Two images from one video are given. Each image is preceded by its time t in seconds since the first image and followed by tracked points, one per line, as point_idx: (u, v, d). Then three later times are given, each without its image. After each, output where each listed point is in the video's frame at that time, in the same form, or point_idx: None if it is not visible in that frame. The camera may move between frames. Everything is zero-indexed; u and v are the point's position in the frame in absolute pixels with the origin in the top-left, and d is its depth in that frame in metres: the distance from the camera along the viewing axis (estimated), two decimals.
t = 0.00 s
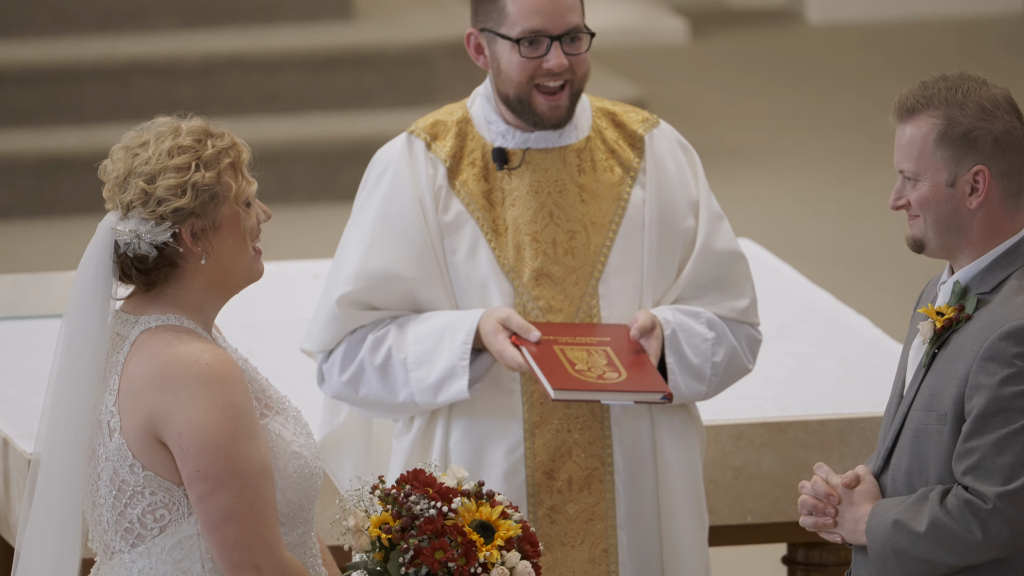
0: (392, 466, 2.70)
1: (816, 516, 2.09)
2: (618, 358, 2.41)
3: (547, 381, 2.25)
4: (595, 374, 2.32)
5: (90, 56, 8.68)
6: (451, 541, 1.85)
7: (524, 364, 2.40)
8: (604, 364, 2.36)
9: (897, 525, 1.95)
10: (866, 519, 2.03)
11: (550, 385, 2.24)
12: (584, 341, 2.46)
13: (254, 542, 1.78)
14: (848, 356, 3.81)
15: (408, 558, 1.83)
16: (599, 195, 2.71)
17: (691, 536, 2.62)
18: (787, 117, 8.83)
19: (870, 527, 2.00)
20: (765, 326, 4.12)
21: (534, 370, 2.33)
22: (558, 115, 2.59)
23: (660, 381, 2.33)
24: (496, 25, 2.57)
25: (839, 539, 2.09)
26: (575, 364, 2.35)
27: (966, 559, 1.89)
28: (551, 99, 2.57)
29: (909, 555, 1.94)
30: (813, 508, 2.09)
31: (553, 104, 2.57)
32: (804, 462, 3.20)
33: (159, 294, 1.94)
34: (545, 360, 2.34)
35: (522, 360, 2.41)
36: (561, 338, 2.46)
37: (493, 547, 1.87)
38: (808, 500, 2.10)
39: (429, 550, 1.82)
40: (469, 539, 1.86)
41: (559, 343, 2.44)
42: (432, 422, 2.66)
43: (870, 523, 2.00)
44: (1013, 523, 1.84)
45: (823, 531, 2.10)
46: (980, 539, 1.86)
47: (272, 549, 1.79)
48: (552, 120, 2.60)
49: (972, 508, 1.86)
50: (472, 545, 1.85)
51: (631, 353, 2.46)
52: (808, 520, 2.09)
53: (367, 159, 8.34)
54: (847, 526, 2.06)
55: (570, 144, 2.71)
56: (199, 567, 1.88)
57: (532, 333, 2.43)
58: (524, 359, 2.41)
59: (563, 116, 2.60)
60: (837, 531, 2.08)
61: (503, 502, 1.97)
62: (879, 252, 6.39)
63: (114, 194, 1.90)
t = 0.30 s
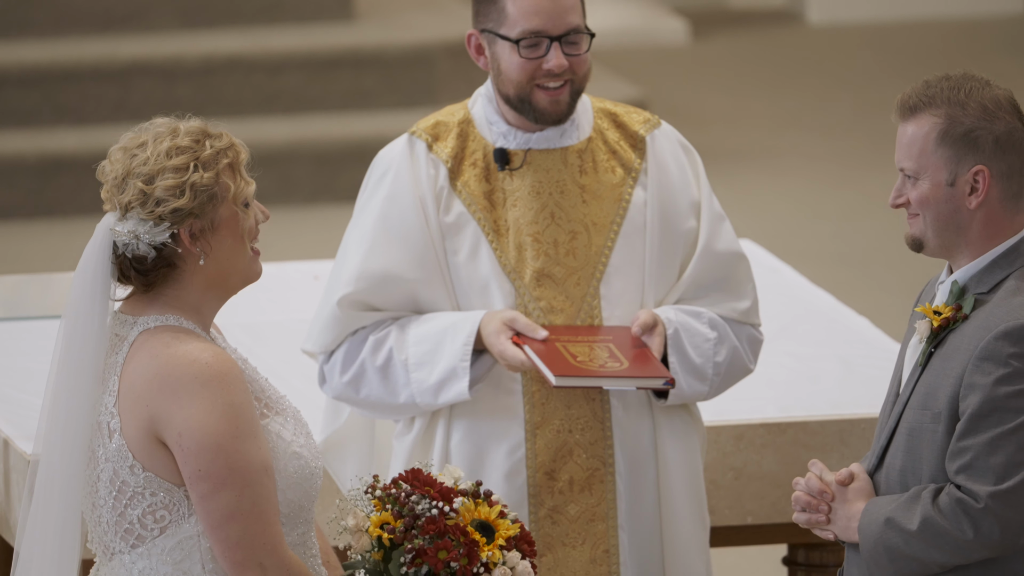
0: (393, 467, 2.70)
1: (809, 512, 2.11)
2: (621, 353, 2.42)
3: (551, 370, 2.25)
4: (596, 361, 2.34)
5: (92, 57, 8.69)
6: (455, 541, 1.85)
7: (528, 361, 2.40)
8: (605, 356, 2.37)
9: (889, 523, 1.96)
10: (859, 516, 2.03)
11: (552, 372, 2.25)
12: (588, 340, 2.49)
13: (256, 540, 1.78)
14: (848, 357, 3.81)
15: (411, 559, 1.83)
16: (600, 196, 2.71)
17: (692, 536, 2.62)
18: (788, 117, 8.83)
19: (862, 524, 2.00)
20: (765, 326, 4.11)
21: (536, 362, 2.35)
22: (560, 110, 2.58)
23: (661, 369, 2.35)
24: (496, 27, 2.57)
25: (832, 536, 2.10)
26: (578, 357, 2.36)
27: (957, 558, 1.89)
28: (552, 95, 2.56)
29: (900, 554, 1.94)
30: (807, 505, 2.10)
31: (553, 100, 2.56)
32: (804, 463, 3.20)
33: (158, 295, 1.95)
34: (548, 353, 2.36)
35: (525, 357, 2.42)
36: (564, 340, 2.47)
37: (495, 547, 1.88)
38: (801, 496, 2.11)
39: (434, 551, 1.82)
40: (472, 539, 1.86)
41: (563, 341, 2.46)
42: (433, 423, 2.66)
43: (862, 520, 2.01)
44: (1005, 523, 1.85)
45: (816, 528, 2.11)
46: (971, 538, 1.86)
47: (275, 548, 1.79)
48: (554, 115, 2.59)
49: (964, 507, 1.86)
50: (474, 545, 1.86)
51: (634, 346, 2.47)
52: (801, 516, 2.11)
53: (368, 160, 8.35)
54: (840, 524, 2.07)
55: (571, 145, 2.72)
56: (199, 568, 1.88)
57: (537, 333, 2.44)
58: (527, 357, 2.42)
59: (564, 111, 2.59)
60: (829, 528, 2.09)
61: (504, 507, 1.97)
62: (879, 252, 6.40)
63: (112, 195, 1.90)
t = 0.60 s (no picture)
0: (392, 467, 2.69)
1: (807, 511, 2.09)
2: (613, 367, 2.41)
3: (542, 396, 2.26)
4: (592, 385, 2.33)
5: (92, 57, 8.68)
6: (471, 549, 1.86)
7: (520, 367, 2.40)
8: (599, 374, 2.36)
9: (887, 522, 1.95)
10: (857, 515, 2.03)
11: (544, 399, 2.26)
12: (583, 344, 2.46)
13: (261, 538, 1.78)
14: (849, 357, 3.80)
15: (424, 563, 1.85)
16: (601, 196, 2.71)
17: (691, 536, 2.62)
18: (789, 117, 8.83)
19: (859, 523, 2.00)
20: (766, 326, 4.11)
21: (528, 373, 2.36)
22: (546, 111, 2.59)
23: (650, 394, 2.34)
24: (487, 24, 2.57)
25: (830, 534, 2.10)
26: (570, 372, 2.35)
27: (955, 558, 1.89)
28: (537, 96, 2.56)
29: (897, 552, 1.94)
30: (804, 503, 2.09)
31: (539, 101, 2.57)
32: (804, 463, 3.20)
33: (156, 294, 1.94)
34: (542, 370, 2.34)
35: (517, 363, 2.42)
36: (558, 341, 2.46)
37: (510, 559, 1.88)
38: (799, 495, 2.09)
39: (450, 557, 1.84)
40: (489, 548, 1.87)
41: (556, 347, 2.43)
42: (432, 421, 2.66)
43: (859, 519, 2.00)
44: (1003, 522, 1.85)
45: (813, 526, 2.10)
46: (969, 537, 1.86)
47: (279, 546, 1.79)
48: (539, 115, 2.60)
49: (963, 507, 1.85)
50: (490, 555, 1.86)
51: (628, 360, 2.46)
52: (799, 515, 2.09)
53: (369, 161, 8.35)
54: (838, 522, 2.06)
55: (572, 144, 2.72)
56: (200, 568, 1.88)
57: (529, 337, 2.43)
58: (520, 363, 2.42)
59: (550, 112, 2.59)
60: (827, 526, 2.09)
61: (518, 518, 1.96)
62: (879, 252, 6.40)
63: (109, 195, 1.90)
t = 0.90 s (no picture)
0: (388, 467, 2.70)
1: (811, 512, 2.10)
2: (607, 364, 2.40)
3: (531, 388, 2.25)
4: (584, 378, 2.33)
5: (92, 56, 8.68)
6: (470, 555, 1.85)
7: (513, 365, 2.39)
8: (591, 369, 2.36)
9: (892, 522, 1.96)
10: (861, 516, 2.03)
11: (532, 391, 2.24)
12: (578, 343, 2.45)
13: (260, 538, 1.78)
14: (849, 356, 3.81)
15: (424, 566, 1.83)
16: (599, 196, 2.71)
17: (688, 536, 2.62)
18: (788, 118, 8.83)
19: (865, 524, 2.00)
20: (766, 326, 4.11)
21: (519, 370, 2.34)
22: (535, 110, 2.59)
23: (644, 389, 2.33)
24: (478, 24, 2.56)
25: (834, 535, 2.10)
26: (562, 367, 2.34)
27: (961, 557, 1.89)
28: (527, 96, 2.56)
29: (902, 552, 1.94)
30: (808, 504, 2.10)
31: (529, 101, 2.57)
32: (805, 463, 3.20)
33: (154, 293, 1.94)
34: (533, 365, 2.33)
35: (510, 361, 2.41)
36: (552, 340, 2.45)
37: (508, 564, 1.86)
38: (802, 496, 2.11)
39: (447, 562, 1.82)
40: (487, 553, 1.85)
41: (550, 345, 2.43)
42: (428, 419, 2.67)
43: (865, 520, 2.01)
44: (1009, 521, 1.85)
45: (817, 527, 2.10)
46: (975, 537, 1.86)
47: (278, 547, 1.79)
48: (529, 114, 2.59)
49: (968, 506, 1.86)
50: (488, 560, 1.85)
51: (622, 355, 2.45)
52: (803, 516, 2.11)
53: (370, 161, 8.36)
54: (842, 523, 2.07)
55: (571, 144, 2.72)
56: (201, 568, 1.88)
57: (524, 336, 2.43)
58: (512, 360, 2.41)
59: (540, 111, 2.59)
60: (831, 528, 2.09)
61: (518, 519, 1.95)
62: (879, 252, 6.40)
63: (109, 193, 1.90)
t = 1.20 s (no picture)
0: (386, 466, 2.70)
1: (814, 513, 2.10)
2: (602, 354, 2.41)
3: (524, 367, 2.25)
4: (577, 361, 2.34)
5: (92, 56, 8.68)
6: (466, 550, 1.84)
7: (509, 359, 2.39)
8: (586, 356, 2.36)
9: (896, 522, 1.95)
10: (864, 517, 2.03)
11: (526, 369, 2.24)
12: (573, 339, 2.47)
13: (258, 536, 1.77)
14: (849, 356, 3.80)
15: (419, 563, 1.83)
16: (598, 196, 2.70)
17: (686, 537, 2.61)
18: (789, 118, 8.83)
19: (869, 524, 2.00)
20: (767, 326, 4.11)
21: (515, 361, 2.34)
22: (528, 114, 2.58)
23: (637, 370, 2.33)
24: (476, 24, 2.56)
25: (837, 536, 2.09)
26: (555, 355, 2.35)
27: (965, 557, 1.89)
28: (521, 98, 2.56)
29: (907, 552, 1.94)
30: (812, 506, 2.10)
31: (522, 104, 2.57)
32: (806, 463, 3.20)
33: (153, 292, 1.94)
34: (528, 353, 2.35)
35: (506, 356, 2.40)
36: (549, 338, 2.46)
37: (504, 558, 1.86)
38: (806, 497, 2.10)
39: (444, 556, 1.82)
40: (484, 548, 1.84)
41: (546, 340, 2.44)
42: (426, 419, 2.66)
43: (869, 520, 2.00)
44: (1013, 521, 1.84)
45: (821, 528, 2.10)
46: (979, 536, 1.86)
47: (277, 545, 1.79)
48: (522, 117, 2.59)
49: (972, 505, 1.85)
50: (485, 555, 1.84)
51: (614, 348, 2.46)
52: (806, 517, 2.10)
53: (370, 161, 8.36)
54: (845, 524, 2.06)
55: (571, 144, 2.71)
56: (201, 567, 1.87)
57: (523, 331, 2.44)
58: (507, 354, 2.41)
59: (533, 116, 2.59)
60: (835, 529, 2.08)
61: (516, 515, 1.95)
62: (880, 252, 6.39)
63: (109, 191, 1.90)
